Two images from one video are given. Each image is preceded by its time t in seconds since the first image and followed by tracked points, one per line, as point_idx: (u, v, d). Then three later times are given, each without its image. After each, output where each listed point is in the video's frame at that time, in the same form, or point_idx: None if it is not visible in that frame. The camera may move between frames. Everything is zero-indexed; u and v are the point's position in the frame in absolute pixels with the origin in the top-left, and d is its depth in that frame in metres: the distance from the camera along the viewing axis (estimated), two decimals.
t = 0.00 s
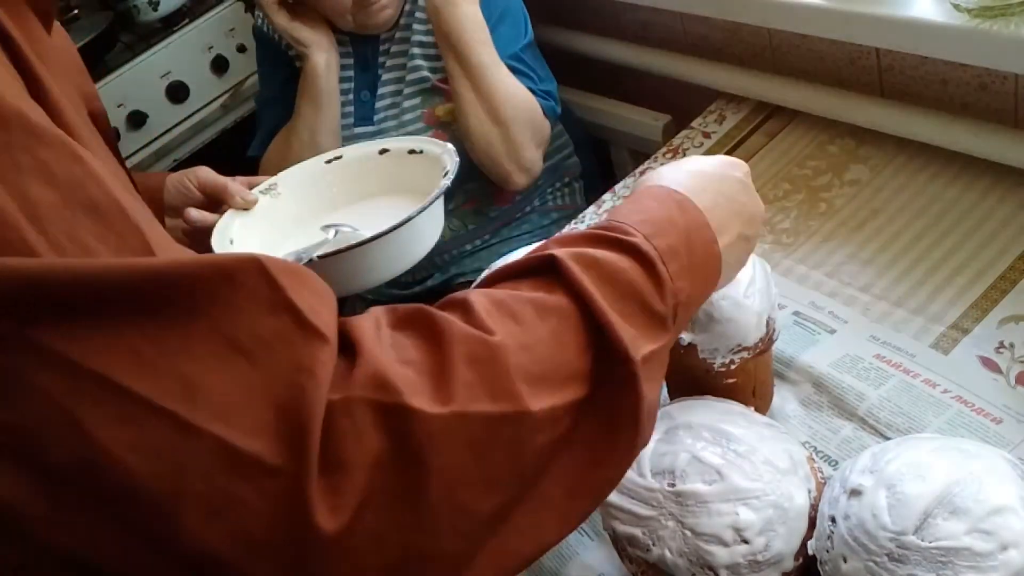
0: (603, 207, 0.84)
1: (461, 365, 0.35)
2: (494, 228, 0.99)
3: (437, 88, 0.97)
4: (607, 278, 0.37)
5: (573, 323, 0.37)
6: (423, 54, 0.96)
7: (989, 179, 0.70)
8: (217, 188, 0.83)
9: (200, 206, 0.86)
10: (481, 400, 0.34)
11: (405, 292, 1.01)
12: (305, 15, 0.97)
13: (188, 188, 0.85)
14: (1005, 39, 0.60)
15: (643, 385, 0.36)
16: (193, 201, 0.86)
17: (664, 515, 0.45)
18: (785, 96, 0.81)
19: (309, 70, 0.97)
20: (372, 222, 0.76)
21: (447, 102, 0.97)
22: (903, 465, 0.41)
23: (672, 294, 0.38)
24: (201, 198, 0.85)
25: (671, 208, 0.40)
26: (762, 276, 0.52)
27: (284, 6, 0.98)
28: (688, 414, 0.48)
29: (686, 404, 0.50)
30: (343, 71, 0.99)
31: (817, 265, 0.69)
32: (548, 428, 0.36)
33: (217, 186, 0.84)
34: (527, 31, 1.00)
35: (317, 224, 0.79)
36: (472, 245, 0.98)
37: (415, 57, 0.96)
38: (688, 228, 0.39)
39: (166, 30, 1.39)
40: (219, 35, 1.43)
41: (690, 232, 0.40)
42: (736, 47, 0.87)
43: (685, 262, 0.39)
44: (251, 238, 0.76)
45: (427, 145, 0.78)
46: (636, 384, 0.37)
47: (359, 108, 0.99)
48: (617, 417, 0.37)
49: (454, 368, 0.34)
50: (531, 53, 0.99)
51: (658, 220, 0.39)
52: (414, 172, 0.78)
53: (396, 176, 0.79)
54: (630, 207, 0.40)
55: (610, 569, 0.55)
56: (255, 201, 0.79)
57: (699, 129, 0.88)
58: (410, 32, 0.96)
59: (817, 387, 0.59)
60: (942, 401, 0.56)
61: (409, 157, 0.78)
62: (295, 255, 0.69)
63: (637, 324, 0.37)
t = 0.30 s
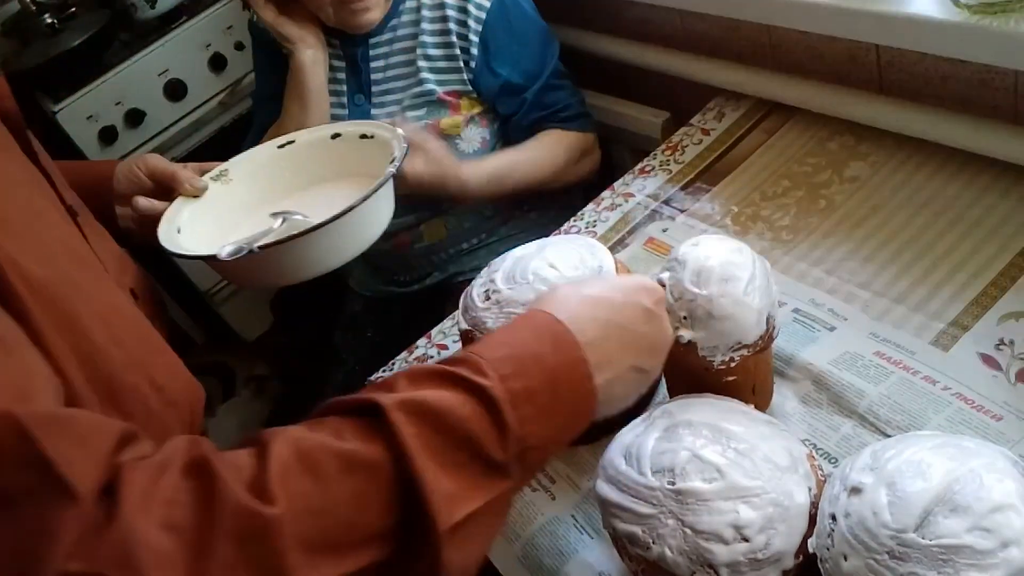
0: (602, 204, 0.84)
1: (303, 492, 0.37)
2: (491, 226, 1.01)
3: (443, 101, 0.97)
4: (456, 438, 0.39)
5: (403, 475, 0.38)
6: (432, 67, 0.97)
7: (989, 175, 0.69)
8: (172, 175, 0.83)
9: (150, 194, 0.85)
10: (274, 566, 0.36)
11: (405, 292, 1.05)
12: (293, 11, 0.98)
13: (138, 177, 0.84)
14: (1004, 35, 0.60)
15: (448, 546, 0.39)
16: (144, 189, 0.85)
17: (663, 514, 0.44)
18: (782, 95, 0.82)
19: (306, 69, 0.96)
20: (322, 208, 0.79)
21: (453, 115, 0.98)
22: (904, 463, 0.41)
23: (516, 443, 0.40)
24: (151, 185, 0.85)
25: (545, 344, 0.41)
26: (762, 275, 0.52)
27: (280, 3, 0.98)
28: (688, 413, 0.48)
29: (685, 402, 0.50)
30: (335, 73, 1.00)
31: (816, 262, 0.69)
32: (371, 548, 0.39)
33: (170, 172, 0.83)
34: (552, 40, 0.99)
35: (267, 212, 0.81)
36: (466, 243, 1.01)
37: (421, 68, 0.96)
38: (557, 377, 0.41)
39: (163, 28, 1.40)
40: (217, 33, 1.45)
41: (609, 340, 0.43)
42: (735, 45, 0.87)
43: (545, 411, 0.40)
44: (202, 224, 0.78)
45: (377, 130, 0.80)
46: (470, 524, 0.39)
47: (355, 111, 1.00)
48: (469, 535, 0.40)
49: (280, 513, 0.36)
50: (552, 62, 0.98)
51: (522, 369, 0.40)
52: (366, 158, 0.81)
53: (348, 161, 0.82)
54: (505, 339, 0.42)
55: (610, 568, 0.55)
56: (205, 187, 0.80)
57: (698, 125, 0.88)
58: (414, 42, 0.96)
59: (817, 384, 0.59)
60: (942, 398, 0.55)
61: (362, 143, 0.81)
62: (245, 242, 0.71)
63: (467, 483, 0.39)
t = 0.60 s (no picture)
0: (600, 204, 0.84)
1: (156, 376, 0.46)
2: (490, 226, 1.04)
3: (443, 101, 0.97)
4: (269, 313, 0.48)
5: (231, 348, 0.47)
6: (432, 66, 0.96)
7: (987, 174, 0.69)
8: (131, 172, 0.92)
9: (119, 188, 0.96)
10: (130, 418, 0.45)
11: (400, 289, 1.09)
12: None
13: (106, 170, 0.94)
14: (1002, 34, 0.60)
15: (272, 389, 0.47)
16: (111, 182, 0.95)
17: (663, 514, 0.44)
18: (781, 94, 0.82)
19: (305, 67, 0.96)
20: (279, 206, 0.80)
21: (452, 118, 0.97)
22: (903, 462, 0.41)
23: (330, 313, 0.49)
24: (118, 179, 0.94)
25: (344, 238, 0.51)
26: (761, 275, 0.52)
27: None
28: (687, 412, 0.48)
29: (685, 402, 0.50)
30: (337, 65, 1.00)
31: (815, 261, 0.69)
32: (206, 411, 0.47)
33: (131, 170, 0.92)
34: (542, 61, 0.97)
35: (227, 209, 0.84)
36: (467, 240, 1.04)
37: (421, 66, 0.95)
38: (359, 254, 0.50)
39: (160, 28, 1.40)
40: (214, 32, 1.44)
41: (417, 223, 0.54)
42: (733, 44, 0.87)
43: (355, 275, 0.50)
44: (167, 221, 0.81)
45: (336, 132, 0.81)
46: (290, 375, 0.48)
47: (355, 104, 1.00)
48: (300, 383, 0.48)
49: (137, 380, 0.45)
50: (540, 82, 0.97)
51: (323, 259, 0.50)
52: (327, 157, 0.82)
53: (310, 162, 0.84)
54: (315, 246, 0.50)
55: (610, 568, 0.54)
56: (171, 183, 0.83)
57: (697, 124, 0.88)
58: (415, 40, 0.95)
59: (816, 383, 0.59)
60: (941, 397, 0.55)
61: (323, 143, 0.82)
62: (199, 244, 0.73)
63: (287, 339, 0.48)
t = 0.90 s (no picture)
0: (601, 205, 0.84)
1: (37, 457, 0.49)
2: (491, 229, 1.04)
3: (451, 97, 0.96)
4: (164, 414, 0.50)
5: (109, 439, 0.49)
6: (440, 63, 0.95)
7: (988, 173, 0.69)
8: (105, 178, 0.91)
9: (96, 192, 0.96)
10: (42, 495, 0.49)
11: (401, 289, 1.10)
12: None
13: (83, 176, 0.94)
14: (1004, 34, 0.60)
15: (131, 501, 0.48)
16: (88, 188, 0.95)
17: (664, 514, 0.44)
18: (782, 94, 0.82)
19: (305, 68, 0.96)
20: (245, 218, 0.81)
21: (460, 115, 0.97)
22: (905, 463, 0.41)
23: (227, 418, 0.50)
24: (93, 185, 0.94)
25: (274, 330, 0.52)
26: (762, 276, 0.52)
27: None
28: (688, 412, 0.49)
29: (686, 402, 0.50)
30: (346, 59, 0.99)
31: (816, 261, 0.69)
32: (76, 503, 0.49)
33: (106, 176, 0.92)
34: (544, 69, 0.97)
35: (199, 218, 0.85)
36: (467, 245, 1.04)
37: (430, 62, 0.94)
38: (279, 354, 0.51)
39: (162, 29, 1.40)
40: (216, 33, 1.44)
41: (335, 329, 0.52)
42: (734, 45, 0.87)
43: (264, 378, 0.51)
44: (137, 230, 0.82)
45: (305, 145, 0.81)
46: (165, 481, 0.49)
47: (361, 99, 0.99)
48: (177, 488, 0.50)
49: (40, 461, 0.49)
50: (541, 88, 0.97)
51: (242, 350, 0.51)
52: (294, 171, 0.83)
53: (279, 172, 0.84)
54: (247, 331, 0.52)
55: (611, 568, 0.55)
56: (146, 191, 0.84)
57: (698, 125, 0.88)
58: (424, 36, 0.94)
59: (817, 383, 0.59)
60: (942, 397, 0.55)
61: (292, 156, 0.83)
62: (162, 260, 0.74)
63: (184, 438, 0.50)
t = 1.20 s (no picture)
0: (601, 205, 0.84)
1: None
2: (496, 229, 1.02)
3: (465, 92, 0.96)
4: None
5: None
6: (456, 55, 0.95)
7: (988, 173, 0.69)
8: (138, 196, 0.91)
9: (121, 210, 0.94)
10: None
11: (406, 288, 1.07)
12: None
13: (110, 194, 0.92)
14: (1003, 34, 0.60)
15: None
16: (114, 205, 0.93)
17: (665, 514, 0.44)
18: (781, 94, 0.82)
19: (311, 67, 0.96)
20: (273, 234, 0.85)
21: (474, 110, 0.97)
22: (905, 462, 0.41)
23: (52, 425, 0.57)
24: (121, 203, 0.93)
25: (91, 334, 0.57)
26: (762, 276, 0.52)
27: None
28: (689, 412, 0.49)
29: (687, 402, 0.50)
30: (353, 58, 0.99)
31: (816, 261, 0.69)
32: None
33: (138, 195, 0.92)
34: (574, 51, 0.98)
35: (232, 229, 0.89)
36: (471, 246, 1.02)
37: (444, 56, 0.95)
38: (93, 362, 0.57)
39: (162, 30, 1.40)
40: (216, 35, 1.45)
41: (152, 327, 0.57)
42: (735, 44, 0.87)
43: (83, 384, 0.57)
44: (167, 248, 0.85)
45: (333, 161, 0.85)
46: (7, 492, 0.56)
47: (371, 99, 0.99)
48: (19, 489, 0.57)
49: None
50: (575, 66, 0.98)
51: (63, 361, 0.57)
52: (323, 184, 0.87)
53: (305, 185, 0.89)
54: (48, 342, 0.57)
55: (612, 569, 0.55)
56: (174, 209, 0.87)
57: (697, 125, 0.88)
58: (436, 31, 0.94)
59: (818, 384, 0.59)
60: (943, 397, 0.55)
61: (318, 169, 0.87)
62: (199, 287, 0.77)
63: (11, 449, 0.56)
